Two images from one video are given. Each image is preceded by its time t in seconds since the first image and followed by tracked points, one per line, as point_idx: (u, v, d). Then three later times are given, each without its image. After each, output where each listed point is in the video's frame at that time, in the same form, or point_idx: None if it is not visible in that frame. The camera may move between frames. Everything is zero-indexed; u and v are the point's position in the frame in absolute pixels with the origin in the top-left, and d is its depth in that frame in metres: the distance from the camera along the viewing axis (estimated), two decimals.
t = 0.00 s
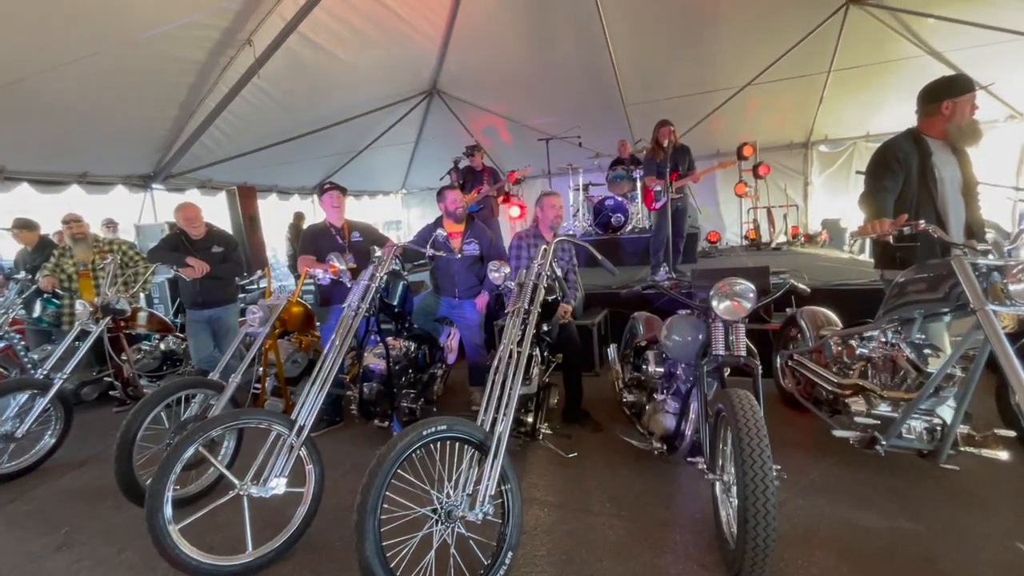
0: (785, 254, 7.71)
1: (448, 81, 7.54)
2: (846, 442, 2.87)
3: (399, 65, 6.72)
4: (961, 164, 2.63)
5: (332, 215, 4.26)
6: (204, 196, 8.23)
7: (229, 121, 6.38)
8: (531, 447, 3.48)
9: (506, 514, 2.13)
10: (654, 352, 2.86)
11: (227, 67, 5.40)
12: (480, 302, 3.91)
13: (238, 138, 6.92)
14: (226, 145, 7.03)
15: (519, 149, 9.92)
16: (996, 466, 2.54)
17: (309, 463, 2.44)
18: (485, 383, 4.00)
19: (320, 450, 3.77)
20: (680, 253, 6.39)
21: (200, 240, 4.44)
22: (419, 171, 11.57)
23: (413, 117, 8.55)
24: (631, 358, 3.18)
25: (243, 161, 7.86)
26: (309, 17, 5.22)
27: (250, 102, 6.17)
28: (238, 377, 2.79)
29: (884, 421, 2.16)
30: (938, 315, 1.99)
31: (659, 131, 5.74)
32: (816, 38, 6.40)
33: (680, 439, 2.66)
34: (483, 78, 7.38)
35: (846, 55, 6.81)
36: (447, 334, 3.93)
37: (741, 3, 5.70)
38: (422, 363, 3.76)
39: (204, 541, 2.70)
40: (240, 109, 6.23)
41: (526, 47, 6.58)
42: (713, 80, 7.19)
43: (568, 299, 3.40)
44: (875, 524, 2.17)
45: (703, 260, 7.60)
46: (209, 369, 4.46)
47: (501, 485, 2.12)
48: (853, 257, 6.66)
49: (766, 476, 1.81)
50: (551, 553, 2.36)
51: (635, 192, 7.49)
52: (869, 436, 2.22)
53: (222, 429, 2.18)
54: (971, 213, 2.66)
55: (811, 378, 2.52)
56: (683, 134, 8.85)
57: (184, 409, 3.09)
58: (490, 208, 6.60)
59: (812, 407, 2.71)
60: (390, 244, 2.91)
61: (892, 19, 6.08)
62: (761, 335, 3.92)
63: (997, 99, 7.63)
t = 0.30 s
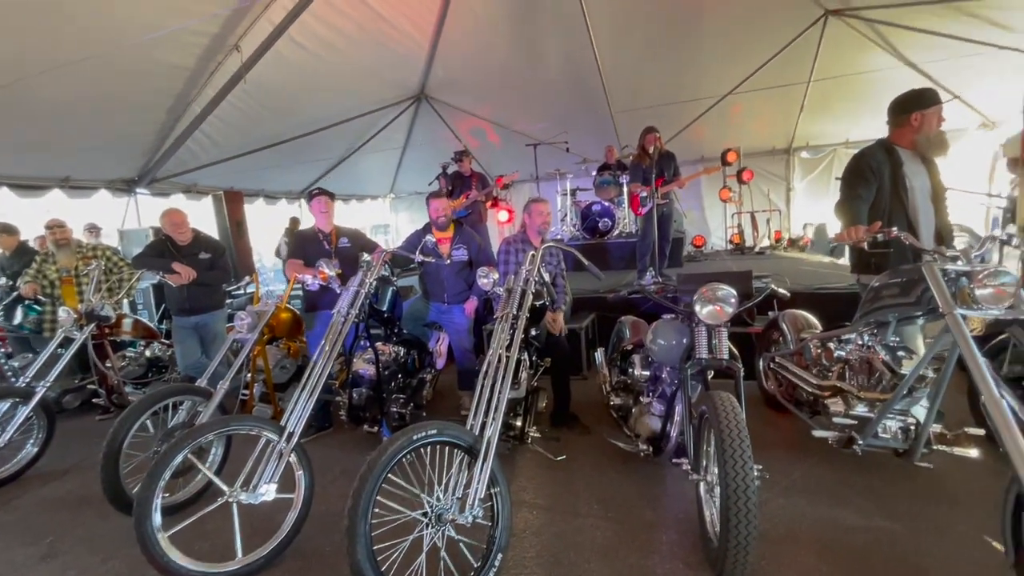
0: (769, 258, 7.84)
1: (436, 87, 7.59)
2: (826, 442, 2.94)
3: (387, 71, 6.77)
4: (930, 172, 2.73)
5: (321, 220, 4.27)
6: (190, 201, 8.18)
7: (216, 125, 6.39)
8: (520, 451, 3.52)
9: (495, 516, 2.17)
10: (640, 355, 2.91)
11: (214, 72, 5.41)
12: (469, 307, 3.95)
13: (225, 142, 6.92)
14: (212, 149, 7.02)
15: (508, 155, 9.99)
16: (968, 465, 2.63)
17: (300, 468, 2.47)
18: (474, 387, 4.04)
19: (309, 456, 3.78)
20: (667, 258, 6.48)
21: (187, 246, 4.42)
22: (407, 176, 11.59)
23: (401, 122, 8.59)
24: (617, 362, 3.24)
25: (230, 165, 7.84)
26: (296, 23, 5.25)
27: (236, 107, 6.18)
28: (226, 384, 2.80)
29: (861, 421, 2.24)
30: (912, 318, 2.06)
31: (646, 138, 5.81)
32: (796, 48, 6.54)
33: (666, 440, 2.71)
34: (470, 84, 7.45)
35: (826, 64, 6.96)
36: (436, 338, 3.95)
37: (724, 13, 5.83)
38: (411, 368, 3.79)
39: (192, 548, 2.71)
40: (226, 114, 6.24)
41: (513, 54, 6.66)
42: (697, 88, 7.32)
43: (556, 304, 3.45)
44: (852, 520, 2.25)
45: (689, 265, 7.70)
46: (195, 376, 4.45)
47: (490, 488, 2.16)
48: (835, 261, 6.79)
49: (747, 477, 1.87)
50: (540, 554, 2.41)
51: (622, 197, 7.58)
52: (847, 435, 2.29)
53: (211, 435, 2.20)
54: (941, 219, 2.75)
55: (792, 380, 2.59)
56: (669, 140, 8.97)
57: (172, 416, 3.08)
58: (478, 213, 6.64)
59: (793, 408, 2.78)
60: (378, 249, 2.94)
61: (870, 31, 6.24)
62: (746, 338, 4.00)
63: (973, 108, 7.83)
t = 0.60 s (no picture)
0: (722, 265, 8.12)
1: (395, 95, 7.59)
2: (772, 441, 3.08)
3: (345, 79, 6.74)
4: (860, 185, 2.92)
5: (280, 228, 4.26)
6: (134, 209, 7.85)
7: (166, 130, 6.21)
8: (480, 457, 3.55)
9: (454, 525, 2.20)
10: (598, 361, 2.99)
11: (164, 77, 5.27)
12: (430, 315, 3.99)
13: (173, 148, 6.72)
14: (160, 155, 6.80)
15: (468, 163, 10.03)
16: (903, 456, 2.81)
17: (252, 484, 2.45)
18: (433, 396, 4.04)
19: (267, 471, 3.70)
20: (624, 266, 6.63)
21: (132, 254, 4.28)
22: (366, 184, 11.47)
23: (359, 129, 8.50)
24: (576, 367, 3.33)
25: (178, 171, 7.61)
26: (251, 28, 5.18)
27: (186, 113, 6.02)
28: (173, 399, 2.74)
29: (801, 420, 2.37)
30: (846, 321, 2.20)
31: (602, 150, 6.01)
32: (742, 66, 6.84)
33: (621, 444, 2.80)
34: (429, 94, 7.48)
35: (769, 82, 7.31)
36: (397, 348, 3.98)
37: (673, 30, 6.06)
38: (371, 378, 3.79)
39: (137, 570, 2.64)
40: (174, 120, 6.07)
41: (471, 65, 6.74)
42: (649, 103, 7.55)
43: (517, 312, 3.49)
44: (795, 514, 2.37)
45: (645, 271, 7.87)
46: (139, 392, 4.30)
47: (450, 496, 2.18)
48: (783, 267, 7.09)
49: (693, 478, 1.96)
50: (500, 560, 2.44)
51: (580, 206, 7.71)
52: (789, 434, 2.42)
53: (157, 452, 2.16)
54: (871, 229, 2.94)
55: (739, 382, 2.73)
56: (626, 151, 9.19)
57: (114, 432, 2.96)
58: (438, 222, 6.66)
59: (743, 409, 2.90)
60: (337, 258, 2.98)
61: (811, 52, 6.59)
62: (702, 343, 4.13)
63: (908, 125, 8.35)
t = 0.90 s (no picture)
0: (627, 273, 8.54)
1: (302, 99, 7.36)
2: (667, 439, 3.32)
3: (246, 78, 6.47)
4: (740, 200, 3.25)
5: (166, 234, 4.02)
6: None
7: (28, 114, 5.61)
8: (389, 469, 3.54)
9: (356, 542, 2.20)
10: (506, 368, 2.99)
11: (26, 55, 4.81)
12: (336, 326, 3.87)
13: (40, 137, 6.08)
14: (24, 147, 6.14)
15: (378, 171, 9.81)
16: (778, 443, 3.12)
17: (124, 520, 2.29)
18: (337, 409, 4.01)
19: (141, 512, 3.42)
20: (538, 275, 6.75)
21: None
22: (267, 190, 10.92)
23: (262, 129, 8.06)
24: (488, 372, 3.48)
25: (45, 167, 6.74)
26: (132, 7, 4.89)
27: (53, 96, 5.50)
28: (21, 432, 2.59)
29: (692, 416, 2.56)
30: (729, 322, 2.44)
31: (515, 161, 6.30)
32: (643, 86, 7.30)
33: (529, 448, 2.94)
34: (337, 99, 7.33)
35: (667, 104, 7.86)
36: (299, 363, 3.81)
37: (576, 46, 6.40)
38: (268, 397, 3.61)
39: None
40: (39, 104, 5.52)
41: (382, 72, 6.71)
42: (558, 117, 7.86)
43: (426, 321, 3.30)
44: (686, 504, 2.58)
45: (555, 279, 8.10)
46: None
47: (352, 514, 2.19)
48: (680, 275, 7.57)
49: (593, 481, 2.09)
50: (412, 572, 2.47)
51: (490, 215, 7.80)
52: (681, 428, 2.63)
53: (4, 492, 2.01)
54: (749, 237, 3.28)
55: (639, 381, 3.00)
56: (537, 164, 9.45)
57: None
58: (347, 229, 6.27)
59: (643, 408, 3.11)
60: (230, 267, 2.77)
61: (702, 78, 7.18)
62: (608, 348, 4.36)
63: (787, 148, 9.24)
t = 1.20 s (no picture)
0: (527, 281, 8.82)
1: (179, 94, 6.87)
2: (559, 439, 3.51)
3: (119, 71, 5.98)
4: (625, 212, 3.52)
5: None
6: None
7: None
8: (271, 499, 3.39)
9: None
10: (400, 380, 3.00)
11: None
12: (211, 342, 3.53)
13: None
14: None
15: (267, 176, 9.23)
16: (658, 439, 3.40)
17: None
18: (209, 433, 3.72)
19: None
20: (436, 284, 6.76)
21: None
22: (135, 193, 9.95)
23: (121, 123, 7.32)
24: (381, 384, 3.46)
25: None
26: None
27: None
28: None
29: (582, 416, 2.72)
30: (615, 327, 2.72)
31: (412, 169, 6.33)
32: (538, 100, 7.62)
33: (424, 460, 2.95)
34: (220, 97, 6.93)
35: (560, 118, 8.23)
36: (165, 386, 3.46)
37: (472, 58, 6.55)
38: (123, 426, 3.23)
39: None
40: None
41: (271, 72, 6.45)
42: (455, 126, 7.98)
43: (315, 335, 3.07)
44: (577, 501, 2.76)
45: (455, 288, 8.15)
46: None
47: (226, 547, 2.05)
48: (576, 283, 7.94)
49: (485, 489, 2.17)
50: None
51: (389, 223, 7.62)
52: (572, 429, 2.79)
53: None
54: (633, 248, 3.55)
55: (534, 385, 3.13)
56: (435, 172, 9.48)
57: None
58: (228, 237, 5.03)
59: (536, 412, 3.28)
60: (69, 281, 2.62)
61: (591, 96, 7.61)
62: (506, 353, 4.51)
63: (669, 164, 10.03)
